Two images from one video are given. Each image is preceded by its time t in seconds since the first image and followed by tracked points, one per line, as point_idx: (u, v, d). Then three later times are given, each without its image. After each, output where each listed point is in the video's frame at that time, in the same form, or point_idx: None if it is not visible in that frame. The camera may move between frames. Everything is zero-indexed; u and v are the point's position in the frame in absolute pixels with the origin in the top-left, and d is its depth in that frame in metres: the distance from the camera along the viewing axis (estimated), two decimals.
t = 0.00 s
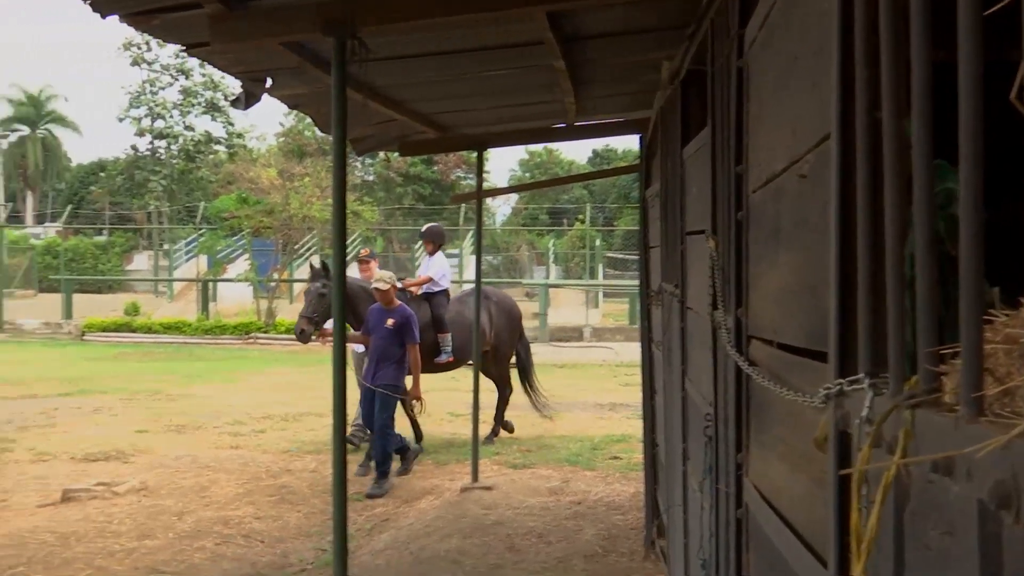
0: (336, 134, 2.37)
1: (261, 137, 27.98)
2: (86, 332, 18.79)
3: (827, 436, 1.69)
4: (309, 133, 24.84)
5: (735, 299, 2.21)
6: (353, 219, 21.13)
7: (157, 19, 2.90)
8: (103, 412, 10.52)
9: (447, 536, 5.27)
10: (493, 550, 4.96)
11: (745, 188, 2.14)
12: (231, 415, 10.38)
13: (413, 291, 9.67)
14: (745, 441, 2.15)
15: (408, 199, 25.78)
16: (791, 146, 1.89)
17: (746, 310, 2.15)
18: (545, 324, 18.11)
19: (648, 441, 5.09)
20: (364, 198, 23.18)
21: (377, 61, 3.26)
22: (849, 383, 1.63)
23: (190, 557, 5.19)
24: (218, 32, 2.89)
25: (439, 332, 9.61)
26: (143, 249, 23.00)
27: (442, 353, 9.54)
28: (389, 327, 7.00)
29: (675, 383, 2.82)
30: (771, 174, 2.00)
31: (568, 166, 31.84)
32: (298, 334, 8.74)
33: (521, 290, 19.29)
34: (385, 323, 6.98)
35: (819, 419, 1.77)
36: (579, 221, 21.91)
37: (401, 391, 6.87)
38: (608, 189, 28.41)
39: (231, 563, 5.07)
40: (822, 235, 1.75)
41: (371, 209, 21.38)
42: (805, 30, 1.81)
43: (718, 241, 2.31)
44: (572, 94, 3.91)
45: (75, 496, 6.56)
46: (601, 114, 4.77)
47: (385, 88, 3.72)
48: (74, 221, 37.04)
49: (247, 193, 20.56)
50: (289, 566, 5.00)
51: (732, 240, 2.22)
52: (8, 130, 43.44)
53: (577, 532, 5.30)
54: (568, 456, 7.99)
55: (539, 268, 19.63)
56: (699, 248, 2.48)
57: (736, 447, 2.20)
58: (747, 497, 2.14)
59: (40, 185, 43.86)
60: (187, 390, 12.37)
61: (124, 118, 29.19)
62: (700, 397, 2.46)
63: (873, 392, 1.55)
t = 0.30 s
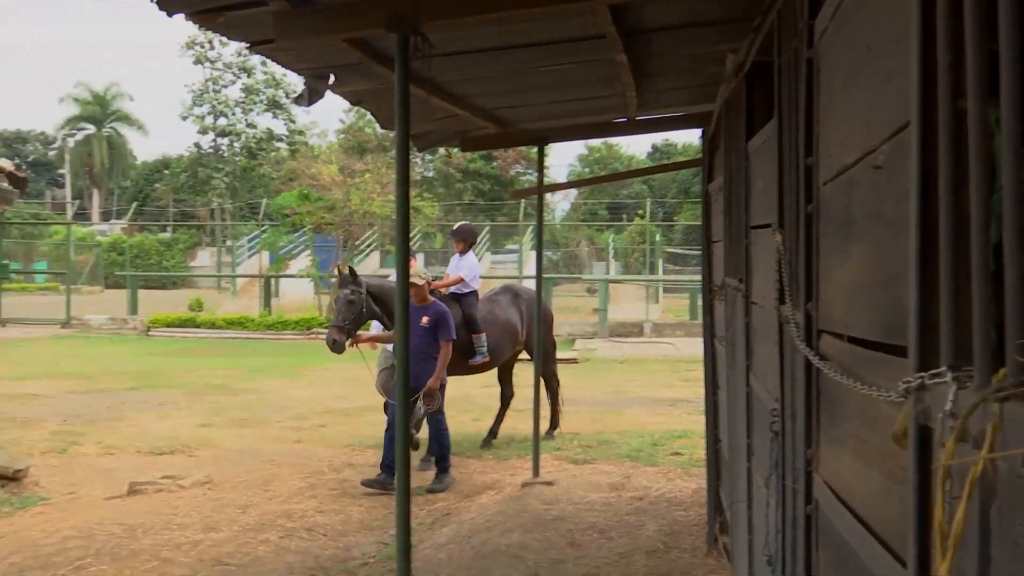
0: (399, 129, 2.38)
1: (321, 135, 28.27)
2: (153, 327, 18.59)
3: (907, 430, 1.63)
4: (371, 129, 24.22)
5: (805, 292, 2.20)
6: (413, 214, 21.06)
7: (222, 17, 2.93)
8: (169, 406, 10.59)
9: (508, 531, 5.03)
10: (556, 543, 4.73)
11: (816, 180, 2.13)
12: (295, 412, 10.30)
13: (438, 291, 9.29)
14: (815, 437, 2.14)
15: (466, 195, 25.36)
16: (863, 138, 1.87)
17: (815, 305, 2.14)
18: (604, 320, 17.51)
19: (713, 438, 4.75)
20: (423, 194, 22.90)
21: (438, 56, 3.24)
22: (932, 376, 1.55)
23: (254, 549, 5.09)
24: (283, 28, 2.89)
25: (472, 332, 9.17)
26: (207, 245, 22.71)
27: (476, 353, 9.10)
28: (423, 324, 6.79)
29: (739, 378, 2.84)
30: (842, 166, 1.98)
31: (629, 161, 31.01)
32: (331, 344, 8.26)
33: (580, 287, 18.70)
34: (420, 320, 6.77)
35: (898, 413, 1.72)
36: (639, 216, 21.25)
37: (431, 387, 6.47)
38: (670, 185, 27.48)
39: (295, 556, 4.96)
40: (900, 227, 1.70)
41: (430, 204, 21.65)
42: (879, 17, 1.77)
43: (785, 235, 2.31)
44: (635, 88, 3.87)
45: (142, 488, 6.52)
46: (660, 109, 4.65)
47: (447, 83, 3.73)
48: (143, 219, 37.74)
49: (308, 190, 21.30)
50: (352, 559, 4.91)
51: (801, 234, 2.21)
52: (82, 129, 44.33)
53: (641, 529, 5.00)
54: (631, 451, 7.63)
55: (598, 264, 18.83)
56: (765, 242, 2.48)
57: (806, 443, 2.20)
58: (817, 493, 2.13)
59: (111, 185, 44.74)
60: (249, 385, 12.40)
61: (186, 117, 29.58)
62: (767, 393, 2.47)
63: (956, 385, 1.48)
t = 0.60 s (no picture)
0: (459, 116, 2.40)
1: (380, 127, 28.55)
2: (215, 317, 19.00)
3: (986, 417, 1.49)
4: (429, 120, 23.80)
5: (875, 280, 2.17)
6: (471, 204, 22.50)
7: (285, 7, 2.90)
8: (232, 395, 10.71)
9: (569, 520, 4.98)
10: (617, 532, 4.67)
11: (886, 166, 2.10)
12: (355, 401, 10.33)
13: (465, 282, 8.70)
14: (884, 428, 2.12)
15: (524, 185, 25.14)
16: (937, 121, 1.81)
17: (885, 293, 2.11)
18: (663, 310, 17.27)
19: (774, 429, 4.64)
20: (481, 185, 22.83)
21: (498, 45, 3.23)
22: (1012, 364, 1.41)
23: (316, 537, 5.08)
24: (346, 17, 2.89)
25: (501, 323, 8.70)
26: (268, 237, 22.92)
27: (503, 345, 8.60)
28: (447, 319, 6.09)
29: (805, 368, 2.83)
30: (915, 151, 1.94)
31: (687, 149, 30.39)
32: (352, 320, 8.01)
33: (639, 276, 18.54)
34: (445, 315, 6.06)
35: (977, 402, 1.60)
36: (698, 205, 20.82)
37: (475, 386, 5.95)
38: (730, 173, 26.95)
39: (356, 544, 4.96)
40: (975, 209, 1.63)
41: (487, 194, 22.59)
42: None
43: (852, 223, 2.30)
44: (695, 76, 3.83)
45: (205, 476, 6.57)
46: (723, 97, 4.57)
47: (506, 73, 3.73)
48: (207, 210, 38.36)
49: (367, 180, 22.02)
50: (413, 547, 4.91)
51: (871, 222, 2.18)
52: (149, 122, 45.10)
53: (702, 519, 4.91)
54: (691, 441, 7.49)
55: (657, 254, 18.87)
56: (832, 230, 2.47)
57: (874, 433, 2.17)
58: (885, 483, 2.11)
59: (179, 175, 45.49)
60: (309, 374, 12.48)
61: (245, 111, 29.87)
62: (833, 384, 2.46)
63: None
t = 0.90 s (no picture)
0: (516, 108, 2.39)
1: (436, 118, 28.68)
2: (271, 308, 19.06)
3: None
4: (484, 109, 23.14)
5: (942, 268, 2.13)
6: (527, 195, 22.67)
7: None
8: (290, 385, 10.79)
9: (626, 511, 4.97)
10: (673, 524, 4.65)
11: (953, 154, 2.07)
12: (412, 391, 10.35)
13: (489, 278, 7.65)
14: (951, 419, 2.06)
15: (578, 174, 24.97)
16: (1000, 110, 1.76)
17: (951, 281, 2.07)
18: (718, 300, 17.08)
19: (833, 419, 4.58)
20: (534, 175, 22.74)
21: (554, 35, 3.22)
22: None
23: (373, 527, 5.10)
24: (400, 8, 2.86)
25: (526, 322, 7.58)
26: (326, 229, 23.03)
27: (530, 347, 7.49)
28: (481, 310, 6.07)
29: (865, 357, 2.80)
30: (980, 140, 1.89)
31: (742, 139, 29.92)
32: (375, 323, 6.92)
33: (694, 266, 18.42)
34: (477, 305, 6.06)
35: None
36: (754, 196, 20.53)
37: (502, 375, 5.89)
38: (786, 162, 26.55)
39: (413, 534, 4.98)
40: None
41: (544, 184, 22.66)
42: None
43: (914, 212, 2.29)
44: (752, 64, 3.78)
45: (263, 466, 6.61)
46: (783, 84, 4.50)
47: (561, 63, 3.70)
48: (262, 202, 38.81)
49: (421, 172, 22.62)
50: (469, 538, 4.93)
51: (938, 210, 2.14)
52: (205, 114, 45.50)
53: (760, 511, 4.88)
54: (747, 433, 7.43)
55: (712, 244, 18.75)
56: (895, 219, 2.45)
57: (942, 423, 2.12)
58: (952, 475, 2.05)
59: (235, 168, 46.04)
60: (363, 365, 12.53)
61: (302, 103, 29.99)
62: (895, 374, 2.43)
63: None
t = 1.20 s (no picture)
0: (573, 98, 2.41)
1: (488, 108, 28.52)
2: (326, 299, 19.18)
3: None
4: (538, 100, 23.07)
5: (1008, 254, 2.06)
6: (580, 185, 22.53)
7: None
8: (346, 375, 10.85)
9: (683, 501, 4.95)
10: (731, 515, 4.63)
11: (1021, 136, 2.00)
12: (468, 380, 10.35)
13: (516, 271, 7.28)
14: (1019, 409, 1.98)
15: (633, 164, 24.72)
16: None
17: (1019, 266, 1.99)
18: (775, 290, 16.88)
19: (894, 409, 4.53)
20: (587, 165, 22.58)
21: (612, 24, 3.23)
22: None
23: (429, 516, 5.13)
24: None
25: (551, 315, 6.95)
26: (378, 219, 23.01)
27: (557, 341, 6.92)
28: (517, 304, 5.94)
29: (928, 346, 2.75)
30: None
31: (798, 126, 29.33)
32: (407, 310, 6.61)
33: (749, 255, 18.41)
34: (513, 300, 5.93)
35: None
36: (811, 185, 20.13)
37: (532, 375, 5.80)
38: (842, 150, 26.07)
39: (469, 524, 5.00)
40: None
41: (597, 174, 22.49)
42: None
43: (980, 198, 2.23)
44: (809, 50, 3.77)
45: (321, 455, 6.65)
46: (842, 71, 4.46)
47: (616, 52, 3.72)
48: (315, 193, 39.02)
49: (475, 163, 21.27)
50: (525, 527, 4.96)
51: (1004, 194, 2.08)
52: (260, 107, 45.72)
53: (819, 502, 4.84)
54: (804, 424, 7.36)
55: (768, 233, 18.59)
56: (959, 205, 2.40)
57: (1010, 414, 2.04)
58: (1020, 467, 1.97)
59: (287, 160, 46.27)
60: (418, 355, 12.56)
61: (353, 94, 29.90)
62: (960, 363, 2.37)
63: None
